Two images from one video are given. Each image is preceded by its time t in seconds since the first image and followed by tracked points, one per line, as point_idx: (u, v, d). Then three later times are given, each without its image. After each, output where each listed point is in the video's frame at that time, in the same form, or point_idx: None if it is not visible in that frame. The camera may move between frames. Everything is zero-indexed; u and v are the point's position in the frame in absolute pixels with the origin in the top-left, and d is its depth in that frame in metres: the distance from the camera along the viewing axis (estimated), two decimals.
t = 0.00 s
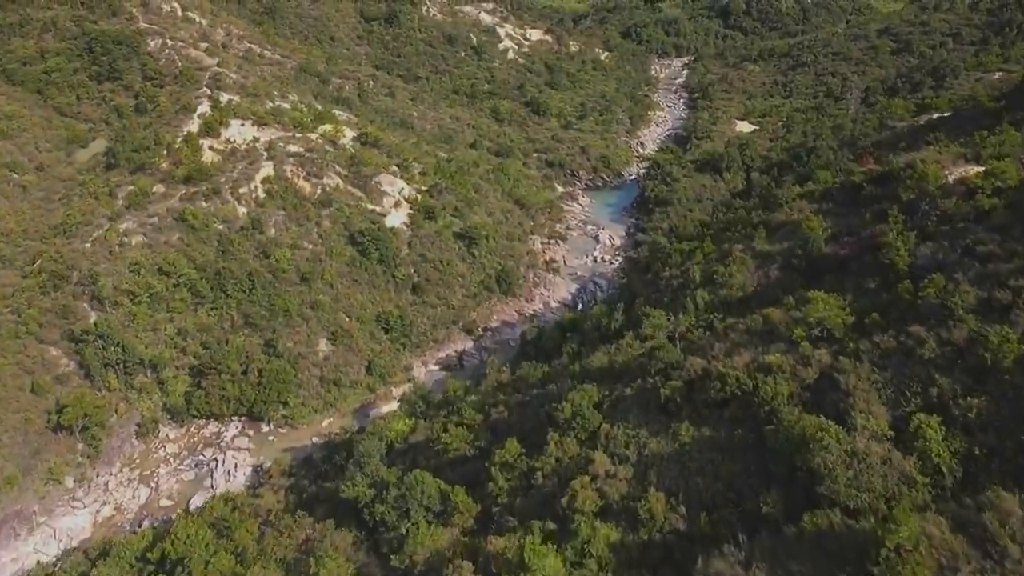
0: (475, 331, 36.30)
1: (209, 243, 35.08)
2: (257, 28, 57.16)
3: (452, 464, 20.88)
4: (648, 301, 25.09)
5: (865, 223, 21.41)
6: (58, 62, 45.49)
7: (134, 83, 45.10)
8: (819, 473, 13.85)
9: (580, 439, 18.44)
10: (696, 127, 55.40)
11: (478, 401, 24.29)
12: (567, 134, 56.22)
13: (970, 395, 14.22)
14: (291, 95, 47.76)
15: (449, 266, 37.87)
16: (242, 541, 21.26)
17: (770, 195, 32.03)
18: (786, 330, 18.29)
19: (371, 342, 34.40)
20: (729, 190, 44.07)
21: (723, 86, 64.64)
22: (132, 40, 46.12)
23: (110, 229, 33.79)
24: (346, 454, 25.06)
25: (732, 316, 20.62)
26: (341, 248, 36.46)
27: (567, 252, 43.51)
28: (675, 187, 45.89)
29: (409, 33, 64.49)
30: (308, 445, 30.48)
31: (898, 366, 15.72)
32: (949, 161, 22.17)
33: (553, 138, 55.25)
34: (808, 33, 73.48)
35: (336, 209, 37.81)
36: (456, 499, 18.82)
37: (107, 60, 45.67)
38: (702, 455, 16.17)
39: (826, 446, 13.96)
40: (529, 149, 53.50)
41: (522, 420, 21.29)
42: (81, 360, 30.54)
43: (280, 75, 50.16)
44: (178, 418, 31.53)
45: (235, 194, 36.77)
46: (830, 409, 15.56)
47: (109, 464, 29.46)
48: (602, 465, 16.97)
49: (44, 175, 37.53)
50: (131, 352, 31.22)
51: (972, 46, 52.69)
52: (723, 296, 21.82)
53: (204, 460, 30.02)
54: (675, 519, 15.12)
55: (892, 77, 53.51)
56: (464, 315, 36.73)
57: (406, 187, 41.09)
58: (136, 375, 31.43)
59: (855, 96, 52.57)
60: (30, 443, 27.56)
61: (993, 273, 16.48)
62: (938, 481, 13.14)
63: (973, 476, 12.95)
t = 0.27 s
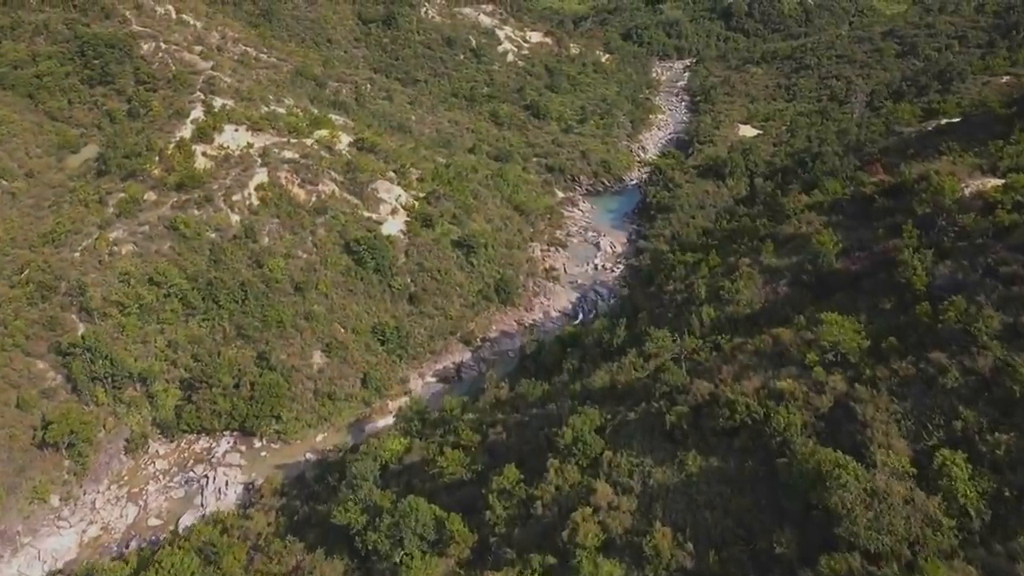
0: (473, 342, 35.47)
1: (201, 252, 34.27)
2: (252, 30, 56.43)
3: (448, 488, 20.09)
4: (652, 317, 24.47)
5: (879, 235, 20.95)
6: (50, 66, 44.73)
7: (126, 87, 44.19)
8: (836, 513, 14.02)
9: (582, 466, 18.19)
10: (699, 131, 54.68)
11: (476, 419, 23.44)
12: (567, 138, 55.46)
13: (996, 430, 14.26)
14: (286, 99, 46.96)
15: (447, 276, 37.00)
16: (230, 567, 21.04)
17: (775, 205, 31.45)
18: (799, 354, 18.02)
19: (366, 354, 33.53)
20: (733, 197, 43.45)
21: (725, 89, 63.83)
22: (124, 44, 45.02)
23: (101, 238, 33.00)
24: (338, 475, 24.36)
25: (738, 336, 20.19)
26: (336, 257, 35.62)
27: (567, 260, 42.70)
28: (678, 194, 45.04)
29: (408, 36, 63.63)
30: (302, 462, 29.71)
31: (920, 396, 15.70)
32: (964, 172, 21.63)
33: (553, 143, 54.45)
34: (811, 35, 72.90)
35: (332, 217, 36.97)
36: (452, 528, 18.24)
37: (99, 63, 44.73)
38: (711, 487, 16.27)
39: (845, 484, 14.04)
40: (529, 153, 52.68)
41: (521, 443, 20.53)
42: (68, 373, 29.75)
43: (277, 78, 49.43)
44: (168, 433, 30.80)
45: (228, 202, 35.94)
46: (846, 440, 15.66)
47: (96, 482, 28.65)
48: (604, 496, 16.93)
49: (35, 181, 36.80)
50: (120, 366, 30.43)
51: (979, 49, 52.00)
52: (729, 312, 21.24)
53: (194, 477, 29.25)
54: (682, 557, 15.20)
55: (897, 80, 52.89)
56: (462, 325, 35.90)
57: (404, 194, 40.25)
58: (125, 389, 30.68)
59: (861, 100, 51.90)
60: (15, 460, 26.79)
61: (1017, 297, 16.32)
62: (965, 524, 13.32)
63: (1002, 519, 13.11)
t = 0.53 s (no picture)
0: (468, 353, 34.67)
1: (189, 263, 33.39)
2: (244, 33, 55.66)
3: (441, 513, 19.36)
4: (652, 332, 23.78)
5: (891, 251, 20.55)
6: (36, 70, 43.39)
7: (115, 92, 43.12)
8: (853, 555, 13.28)
9: (580, 494, 17.56)
10: (697, 135, 53.98)
11: (469, 438, 22.63)
12: (564, 142, 54.70)
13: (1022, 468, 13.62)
14: (278, 104, 46.07)
15: (441, 285, 36.15)
16: None
17: (778, 215, 30.87)
18: (807, 377, 17.55)
19: (358, 367, 32.67)
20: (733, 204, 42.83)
21: (723, 91, 63.11)
22: (112, 47, 44.08)
23: (86, 247, 32.16)
24: (328, 497, 23.71)
25: (743, 354, 19.77)
26: (327, 266, 34.73)
27: (564, 267, 41.91)
28: (677, 200, 44.19)
29: (402, 38, 62.80)
30: (291, 480, 28.91)
31: (939, 426, 15.12)
32: (978, 184, 20.99)
33: (550, 147, 53.69)
34: (810, 38, 72.33)
35: (324, 225, 36.11)
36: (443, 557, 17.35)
37: (86, 67, 43.56)
38: (717, 521, 15.60)
39: (862, 525, 13.31)
40: (525, 157, 51.87)
41: (517, 466, 19.90)
42: (50, 389, 28.87)
43: (269, 82, 48.63)
44: (154, 450, 29.97)
45: (217, 210, 35.08)
46: (860, 473, 15.09)
47: (79, 500, 27.76)
48: (604, 528, 16.13)
49: (19, 188, 35.99)
50: (104, 381, 29.57)
51: (980, 51, 51.44)
52: (733, 329, 20.83)
53: (180, 495, 28.45)
54: None
55: (897, 83, 52.32)
56: (457, 336, 35.08)
57: (398, 201, 39.37)
58: (110, 404, 29.81)
59: (861, 103, 51.34)
60: None
61: None
62: (992, 568, 12.65)
63: None
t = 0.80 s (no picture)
0: (449, 364, 33.79)
1: (159, 275, 32.14)
2: (217, 37, 54.51)
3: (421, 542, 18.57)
4: (638, 346, 23.09)
5: (883, 263, 20.04)
6: None
7: (82, 97, 41.55)
8: None
9: (567, 523, 16.87)
10: (679, 137, 53.45)
11: (449, 459, 21.90)
12: (545, 146, 54.01)
13: None
14: (252, 109, 44.97)
15: (420, 295, 35.29)
16: None
17: (764, 222, 30.34)
18: (801, 398, 17.00)
19: (335, 381, 31.66)
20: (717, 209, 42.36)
21: (705, 93, 62.68)
22: (79, 51, 42.66)
23: (50, 260, 30.82)
24: (303, 522, 22.84)
25: (733, 372, 19.23)
26: (303, 277, 33.69)
27: (546, 274, 41.14)
28: (659, 203, 43.44)
29: (379, 41, 61.87)
30: (266, 501, 27.92)
31: (942, 454, 14.51)
32: (971, 191, 20.43)
33: (531, 151, 52.99)
34: (790, 39, 72.19)
35: (299, 234, 35.13)
36: None
37: (52, 72, 41.96)
38: (709, 554, 15.08)
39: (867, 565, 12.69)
40: (505, 162, 51.19)
41: (499, 491, 19.11)
42: (13, 409, 27.23)
43: (243, 87, 47.59)
44: (123, 470, 28.94)
45: (188, 220, 33.96)
46: (862, 505, 14.45)
47: (44, 526, 26.55)
48: (592, 559, 15.59)
49: None
50: (70, 400, 28.11)
51: (961, 52, 51.38)
52: (722, 348, 20.28)
53: (151, 518, 27.37)
54: None
55: (879, 84, 52.13)
56: (437, 347, 34.17)
57: (376, 209, 38.68)
58: (77, 424, 28.40)
59: (843, 105, 51.12)
60: None
61: None
62: None
63: None
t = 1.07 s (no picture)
0: (428, 376, 32.92)
1: (126, 289, 30.88)
2: (186, 40, 53.16)
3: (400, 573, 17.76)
4: (623, 361, 22.50)
5: (875, 277, 19.64)
6: None
7: (45, 104, 39.81)
8: None
9: (553, 554, 16.19)
10: (659, 140, 53.04)
11: (430, 480, 21.29)
12: (524, 149, 53.35)
13: None
14: (223, 115, 43.82)
15: (398, 306, 34.36)
16: None
17: (748, 229, 29.85)
18: (795, 421, 16.47)
19: (311, 396, 30.65)
20: (699, 214, 41.91)
21: (684, 94, 62.35)
22: (42, 56, 41.21)
23: (11, 275, 29.53)
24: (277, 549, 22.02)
25: (723, 390, 18.73)
26: (276, 289, 32.67)
27: (527, 281, 40.40)
28: (640, 208, 42.94)
29: (354, 44, 60.86)
30: (240, 524, 26.84)
31: (947, 484, 13.90)
32: (964, 200, 20.18)
33: (510, 155, 52.31)
34: (768, 40, 72.20)
35: (272, 244, 34.06)
36: None
37: (12, 77, 40.28)
38: None
39: None
40: (484, 167, 50.53)
41: (482, 519, 18.42)
42: None
43: (213, 92, 46.40)
44: (89, 494, 27.62)
45: (156, 231, 32.73)
46: (863, 536, 13.92)
47: (6, 555, 25.41)
48: None
49: None
50: (32, 423, 26.57)
51: (939, 53, 51.51)
52: (710, 363, 19.73)
53: (119, 544, 26.24)
54: None
55: (858, 86, 52.14)
56: (416, 359, 33.27)
57: (352, 218, 37.80)
58: (40, 446, 26.95)
59: (822, 107, 51.03)
60: None
61: None
62: None
63: None
